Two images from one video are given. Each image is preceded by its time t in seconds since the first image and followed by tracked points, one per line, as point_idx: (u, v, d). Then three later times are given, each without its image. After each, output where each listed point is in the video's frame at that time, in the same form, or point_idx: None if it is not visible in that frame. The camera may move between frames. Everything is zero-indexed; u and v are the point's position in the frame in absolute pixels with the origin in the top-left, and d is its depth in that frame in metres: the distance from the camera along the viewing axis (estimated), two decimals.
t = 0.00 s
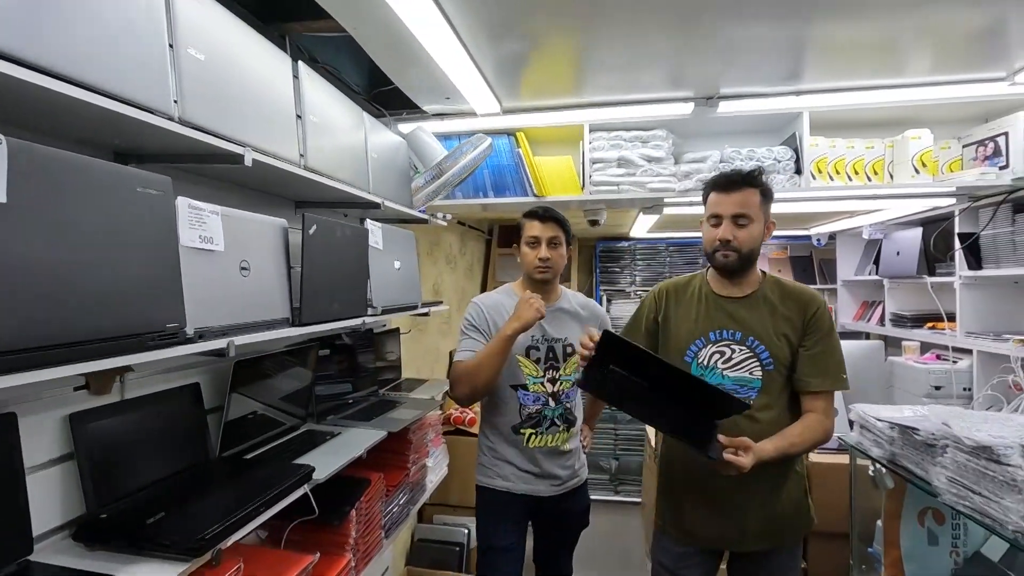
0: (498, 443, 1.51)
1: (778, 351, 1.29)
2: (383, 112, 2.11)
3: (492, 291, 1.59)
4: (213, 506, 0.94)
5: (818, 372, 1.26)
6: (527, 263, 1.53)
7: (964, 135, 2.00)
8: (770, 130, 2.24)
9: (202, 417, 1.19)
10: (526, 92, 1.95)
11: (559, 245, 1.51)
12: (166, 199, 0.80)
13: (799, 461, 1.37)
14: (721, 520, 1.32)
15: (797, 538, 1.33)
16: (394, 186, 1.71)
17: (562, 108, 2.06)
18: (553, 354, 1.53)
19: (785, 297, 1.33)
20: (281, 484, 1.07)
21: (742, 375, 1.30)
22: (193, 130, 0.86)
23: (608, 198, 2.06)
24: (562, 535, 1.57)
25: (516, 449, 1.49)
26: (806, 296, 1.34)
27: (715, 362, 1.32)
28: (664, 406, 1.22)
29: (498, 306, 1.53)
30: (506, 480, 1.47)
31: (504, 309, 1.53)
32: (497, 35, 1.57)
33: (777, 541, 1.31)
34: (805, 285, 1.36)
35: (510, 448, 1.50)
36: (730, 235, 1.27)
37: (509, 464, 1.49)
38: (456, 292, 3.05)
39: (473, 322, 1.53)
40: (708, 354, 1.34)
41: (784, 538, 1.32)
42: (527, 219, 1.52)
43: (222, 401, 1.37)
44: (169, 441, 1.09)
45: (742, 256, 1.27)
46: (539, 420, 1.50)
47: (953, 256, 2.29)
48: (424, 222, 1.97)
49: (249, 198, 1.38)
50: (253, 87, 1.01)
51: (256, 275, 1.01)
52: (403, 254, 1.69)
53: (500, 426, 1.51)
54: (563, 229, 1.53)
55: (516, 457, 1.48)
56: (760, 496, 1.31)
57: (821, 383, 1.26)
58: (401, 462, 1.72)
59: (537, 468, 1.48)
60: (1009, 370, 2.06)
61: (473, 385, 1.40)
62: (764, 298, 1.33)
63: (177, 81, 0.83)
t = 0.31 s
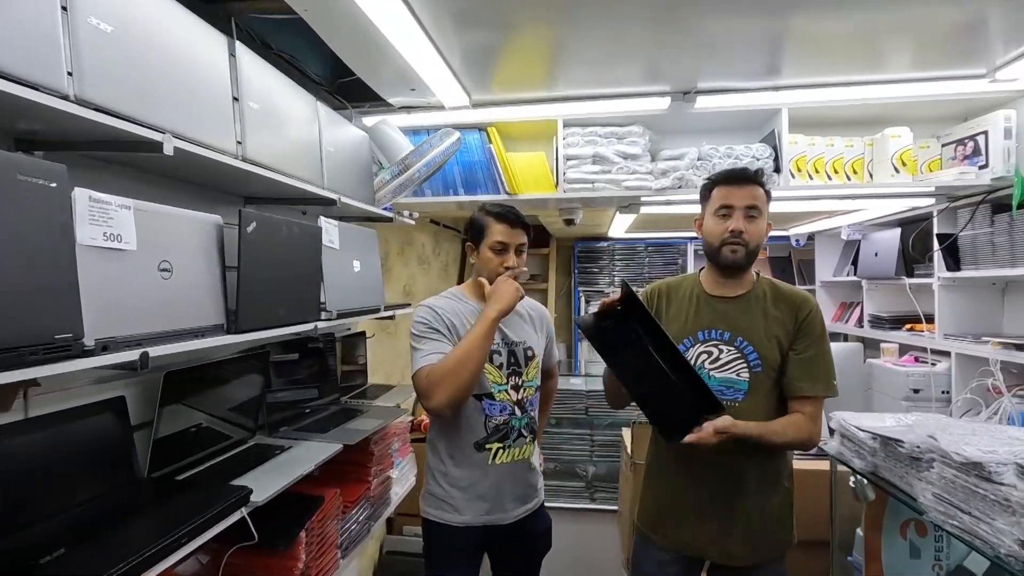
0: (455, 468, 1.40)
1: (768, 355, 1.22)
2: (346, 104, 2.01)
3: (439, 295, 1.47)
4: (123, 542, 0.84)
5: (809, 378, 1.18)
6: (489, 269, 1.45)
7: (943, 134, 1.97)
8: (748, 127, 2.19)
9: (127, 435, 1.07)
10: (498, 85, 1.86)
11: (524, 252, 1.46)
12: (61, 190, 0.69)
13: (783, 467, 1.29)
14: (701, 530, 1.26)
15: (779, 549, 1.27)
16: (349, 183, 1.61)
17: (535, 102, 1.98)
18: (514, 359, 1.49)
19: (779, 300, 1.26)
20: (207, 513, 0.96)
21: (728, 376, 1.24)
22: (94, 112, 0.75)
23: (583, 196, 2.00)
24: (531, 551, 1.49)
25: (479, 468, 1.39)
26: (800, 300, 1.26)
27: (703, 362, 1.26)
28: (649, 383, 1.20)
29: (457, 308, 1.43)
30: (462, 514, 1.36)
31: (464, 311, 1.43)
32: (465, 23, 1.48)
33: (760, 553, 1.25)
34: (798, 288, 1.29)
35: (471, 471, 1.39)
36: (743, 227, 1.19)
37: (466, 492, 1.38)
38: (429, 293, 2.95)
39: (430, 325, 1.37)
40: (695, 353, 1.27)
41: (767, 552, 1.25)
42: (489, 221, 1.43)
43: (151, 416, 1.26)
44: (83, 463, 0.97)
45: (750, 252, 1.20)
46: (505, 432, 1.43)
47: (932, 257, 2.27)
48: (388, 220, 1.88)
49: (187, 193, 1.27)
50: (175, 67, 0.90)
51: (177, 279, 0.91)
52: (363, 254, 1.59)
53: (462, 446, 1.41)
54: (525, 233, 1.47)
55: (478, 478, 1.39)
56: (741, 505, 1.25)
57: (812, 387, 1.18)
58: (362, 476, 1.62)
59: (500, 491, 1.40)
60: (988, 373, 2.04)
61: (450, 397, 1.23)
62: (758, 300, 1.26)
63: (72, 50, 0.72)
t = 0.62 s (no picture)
0: (413, 485, 1.35)
1: (733, 361, 1.18)
2: (309, 97, 1.96)
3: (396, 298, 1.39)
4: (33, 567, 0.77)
5: (773, 385, 1.14)
6: (451, 272, 1.38)
7: (920, 133, 1.95)
8: (725, 125, 2.16)
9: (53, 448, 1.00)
10: (469, 79, 1.79)
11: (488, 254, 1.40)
12: None
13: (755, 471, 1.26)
14: (669, 540, 1.22)
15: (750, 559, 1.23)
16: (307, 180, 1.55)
17: (507, 96, 1.92)
18: (474, 367, 1.44)
19: (746, 302, 1.22)
20: (141, 530, 0.91)
21: (690, 381, 1.20)
22: None
23: (556, 194, 1.97)
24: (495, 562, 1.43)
25: (439, 484, 1.34)
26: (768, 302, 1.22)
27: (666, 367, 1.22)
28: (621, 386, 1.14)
29: (415, 314, 1.36)
30: (421, 533, 1.31)
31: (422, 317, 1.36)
32: (429, 14, 1.41)
33: (731, 563, 1.21)
34: (770, 291, 1.24)
35: (429, 488, 1.34)
36: (712, 228, 1.15)
37: (425, 510, 1.33)
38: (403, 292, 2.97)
39: (387, 334, 1.29)
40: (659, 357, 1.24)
41: (739, 561, 1.21)
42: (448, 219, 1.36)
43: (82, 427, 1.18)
44: None
45: (719, 254, 1.16)
46: (466, 446, 1.39)
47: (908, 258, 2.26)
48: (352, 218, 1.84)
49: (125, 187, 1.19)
50: (93, 49, 0.83)
51: (95, 282, 0.84)
52: (323, 253, 1.55)
53: (420, 462, 1.35)
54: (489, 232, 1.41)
55: (438, 494, 1.34)
56: (710, 514, 1.21)
57: (780, 393, 1.14)
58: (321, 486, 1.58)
59: (460, 506, 1.35)
60: (964, 374, 2.02)
61: (413, 410, 1.15)
62: (724, 302, 1.22)
63: None
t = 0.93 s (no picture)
0: (391, 483, 1.32)
1: (705, 368, 1.16)
2: (273, 91, 1.91)
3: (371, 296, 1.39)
4: None
5: (744, 393, 1.13)
6: (418, 261, 1.37)
7: (893, 133, 1.96)
8: (701, 123, 2.15)
9: None
10: (440, 74, 1.75)
11: (458, 242, 1.40)
12: None
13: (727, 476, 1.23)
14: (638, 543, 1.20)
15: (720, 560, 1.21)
16: (262, 175, 1.52)
17: (480, 91, 1.88)
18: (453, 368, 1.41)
19: (718, 307, 1.19)
20: (74, 540, 0.86)
21: (661, 388, 1.18)
22: None
23: (530, 192, 1.96)
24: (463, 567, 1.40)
25: (416, 484, 1.32)
26: (741, 307, 1.19)
27: (637, 371, 1.19)
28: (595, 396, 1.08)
29: (380, 320, 1.33)
30: (399, 531, 1.29)
31: (388, 324, 1.34)
32: (394, 7, 1.36)
33: (700, 564, 1.18)
34: (747, 296, 1.21)
35: (407, 487, 1.31)
36: (670, 235, 1.12)
37: (403, 509, 1.30)
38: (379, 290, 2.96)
39: (349, 347, 1.27)
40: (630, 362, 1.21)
41: (708, 562, 1.19)
42: (422, 208, 1.38)
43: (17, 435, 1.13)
44: None
45: (678, 261, 1.13)
46: (443, 447, 1.36)
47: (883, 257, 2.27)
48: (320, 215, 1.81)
49: (66, 179, 1.15)
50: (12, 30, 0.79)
51: (21, 279, 0.80)
52: (284, 249, 1.55)
53: (397, 462, 1.32)
54: (462, 221, 1.42)
55: (415, 494, 1.31)
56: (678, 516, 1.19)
57: (746, 402, 1.13)
58: (286, 490, 1.55)
59: (438, 506, 1.33)
60: (936, 374, 2.04)
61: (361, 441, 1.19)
62: (695, 306, 1.19)
63: None
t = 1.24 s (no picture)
0: (380, 483, 1.34)
1: (693, 375, 1.15)
2: (247, 83, 1.86)
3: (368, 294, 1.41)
4: None
5: (733, 400, 1.13)
6: (419, 256, 1.38)
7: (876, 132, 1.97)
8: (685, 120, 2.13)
9: None
10: (420, 68, 1.71)
11: (460, 239, 1.42)
12: None
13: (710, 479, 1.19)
14: (621, 543, 1.16)
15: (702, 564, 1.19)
16: (231, 169, 1.45)
17: (461, 86, 1.84)
18: (443, 370, 1.39)
19: (707, 312, 1.18)
20: (19, 552, 0.79)
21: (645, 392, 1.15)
22: None
23: (511, 189, 1.93)
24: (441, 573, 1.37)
25: (403, 486, 1.34)
26: (731, 313, 1.18)
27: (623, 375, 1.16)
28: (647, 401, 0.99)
29: (368, 321, 1.35)
30: (388, 529, 1.31)
31: (377, 324, 1.36)
32: None
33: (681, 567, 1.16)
34: (734, 299, 1.20)
35: (395, 488, 1.34)
36: (659, 245, 1.09)
37: (390, 510, 1.33)
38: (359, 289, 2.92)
39: (335, 348, 1.32)
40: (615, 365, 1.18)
41: (689, 564, 1.16)
42: (423, 206, 1.41)
43: None
44: None
45: (669, 270, 1.10)
46: (430, 451, 1.36)
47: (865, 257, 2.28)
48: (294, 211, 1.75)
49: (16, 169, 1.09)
50: None
51: None
52: (254, 244, 1.50)
53: (385, 463, 1.34)
54: (462, 219, 1.45)
55: (402, 496, 1.33)
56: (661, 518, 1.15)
57: (736, 409, 1.14)
58: (258, 496, 1.49)
59: (427, 508, 1.35)
60: (918, 373, 2.06)
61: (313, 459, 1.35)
62: (685, 311, 1.18)
63: None
